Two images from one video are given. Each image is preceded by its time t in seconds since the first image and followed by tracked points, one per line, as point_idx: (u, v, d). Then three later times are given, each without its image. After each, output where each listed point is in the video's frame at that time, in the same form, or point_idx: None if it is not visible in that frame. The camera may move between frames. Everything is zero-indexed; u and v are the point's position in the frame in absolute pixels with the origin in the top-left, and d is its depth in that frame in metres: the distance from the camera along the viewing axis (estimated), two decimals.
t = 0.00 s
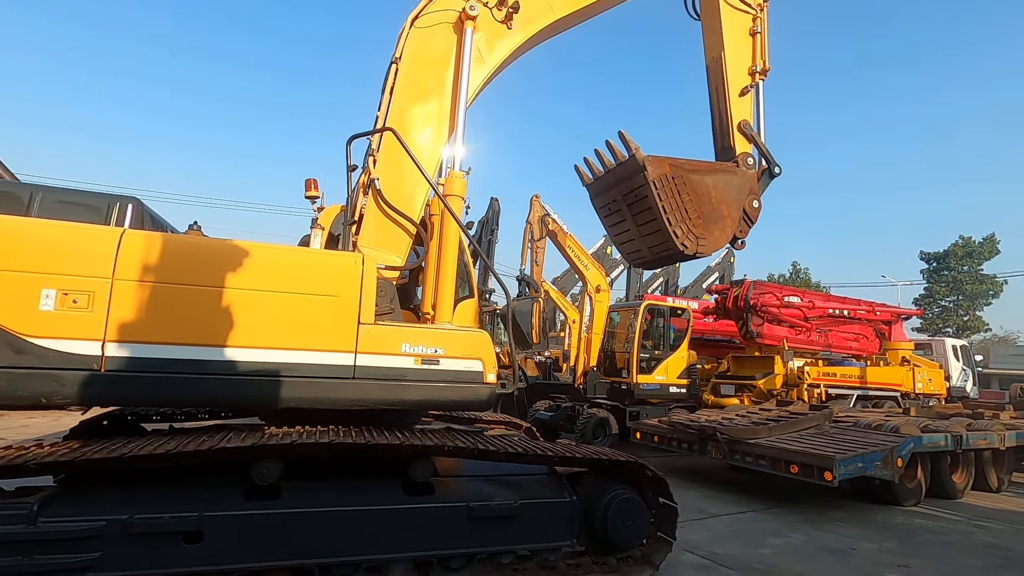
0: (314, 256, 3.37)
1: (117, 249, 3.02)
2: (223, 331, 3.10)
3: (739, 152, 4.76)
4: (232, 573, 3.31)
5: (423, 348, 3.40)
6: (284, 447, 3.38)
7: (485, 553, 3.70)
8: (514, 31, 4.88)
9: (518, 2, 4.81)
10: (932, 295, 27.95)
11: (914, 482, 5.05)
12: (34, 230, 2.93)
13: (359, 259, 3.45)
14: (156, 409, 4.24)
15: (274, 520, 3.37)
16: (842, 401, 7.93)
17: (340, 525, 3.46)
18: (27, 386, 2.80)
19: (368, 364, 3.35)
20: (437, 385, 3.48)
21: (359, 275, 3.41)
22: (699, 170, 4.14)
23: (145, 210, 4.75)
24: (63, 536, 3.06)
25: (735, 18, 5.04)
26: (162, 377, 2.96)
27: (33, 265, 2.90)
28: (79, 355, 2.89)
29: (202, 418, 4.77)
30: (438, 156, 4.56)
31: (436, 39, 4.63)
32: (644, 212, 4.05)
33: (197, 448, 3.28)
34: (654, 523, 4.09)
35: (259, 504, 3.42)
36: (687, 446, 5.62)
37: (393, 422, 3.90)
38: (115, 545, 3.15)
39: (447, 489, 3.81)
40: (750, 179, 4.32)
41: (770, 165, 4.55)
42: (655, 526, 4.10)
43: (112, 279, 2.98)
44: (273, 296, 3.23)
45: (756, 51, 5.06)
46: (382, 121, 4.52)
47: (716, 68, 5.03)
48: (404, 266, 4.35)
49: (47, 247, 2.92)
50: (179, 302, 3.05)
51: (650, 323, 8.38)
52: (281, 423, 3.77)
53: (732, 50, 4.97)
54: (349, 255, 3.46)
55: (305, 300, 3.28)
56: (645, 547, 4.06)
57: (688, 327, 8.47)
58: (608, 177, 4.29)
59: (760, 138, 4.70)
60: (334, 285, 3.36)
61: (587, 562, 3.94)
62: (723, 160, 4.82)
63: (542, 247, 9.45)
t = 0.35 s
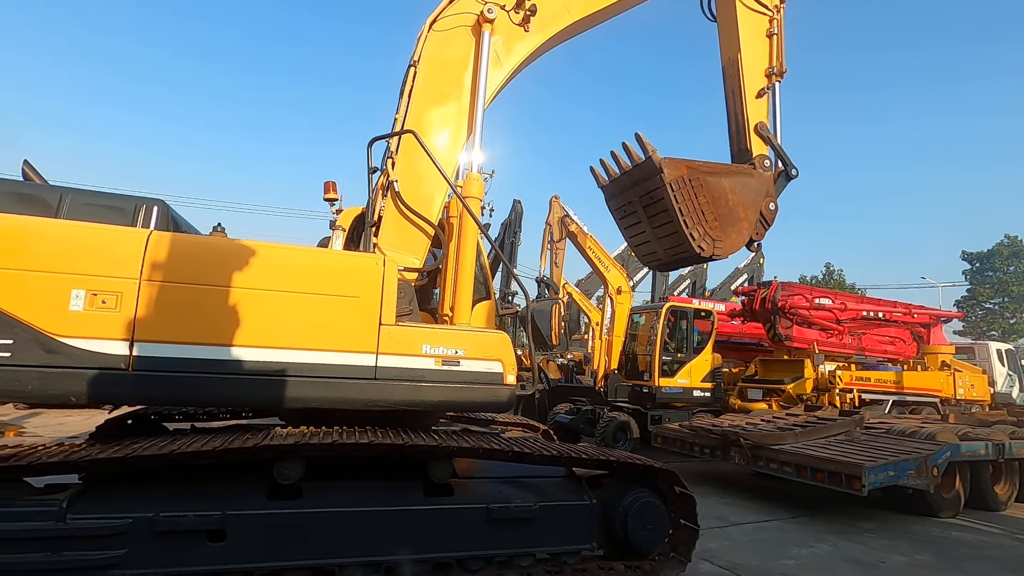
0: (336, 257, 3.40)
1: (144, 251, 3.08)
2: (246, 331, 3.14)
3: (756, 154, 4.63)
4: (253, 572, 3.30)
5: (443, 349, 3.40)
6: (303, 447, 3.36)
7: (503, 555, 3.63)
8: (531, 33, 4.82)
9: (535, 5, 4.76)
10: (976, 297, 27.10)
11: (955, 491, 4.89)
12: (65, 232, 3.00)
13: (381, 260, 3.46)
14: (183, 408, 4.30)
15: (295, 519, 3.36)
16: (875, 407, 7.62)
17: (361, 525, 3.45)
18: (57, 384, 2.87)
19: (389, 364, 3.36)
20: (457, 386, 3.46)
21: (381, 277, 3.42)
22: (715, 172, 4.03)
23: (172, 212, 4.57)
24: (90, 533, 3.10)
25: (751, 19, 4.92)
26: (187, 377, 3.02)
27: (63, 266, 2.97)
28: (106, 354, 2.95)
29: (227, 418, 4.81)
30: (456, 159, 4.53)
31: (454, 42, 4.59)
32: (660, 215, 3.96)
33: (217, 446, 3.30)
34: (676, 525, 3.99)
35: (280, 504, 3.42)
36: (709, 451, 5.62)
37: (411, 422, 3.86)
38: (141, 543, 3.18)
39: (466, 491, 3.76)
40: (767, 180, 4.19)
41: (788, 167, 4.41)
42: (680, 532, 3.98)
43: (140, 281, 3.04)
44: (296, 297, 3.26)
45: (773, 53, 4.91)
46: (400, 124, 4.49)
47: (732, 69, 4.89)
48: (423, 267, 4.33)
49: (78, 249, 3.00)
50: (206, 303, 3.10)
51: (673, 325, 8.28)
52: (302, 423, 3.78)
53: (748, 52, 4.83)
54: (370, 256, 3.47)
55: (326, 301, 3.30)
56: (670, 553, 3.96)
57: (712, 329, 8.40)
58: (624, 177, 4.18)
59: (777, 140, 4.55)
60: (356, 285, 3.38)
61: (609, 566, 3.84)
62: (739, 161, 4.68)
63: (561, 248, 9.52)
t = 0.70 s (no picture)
0: (366, 255, 3.40)
1: (181, 251, 3.13)
2: (278, 329, 3.17)
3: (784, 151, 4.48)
4: (285, 570, 3.31)
5: (474, 348, 3.36)
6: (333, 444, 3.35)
7: (531, 555, 3.54)
8: (557, 31, 4.75)
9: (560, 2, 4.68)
10: None
11: (1015, 498, 4.61)
12: (105, 233, 3.09)
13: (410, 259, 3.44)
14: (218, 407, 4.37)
15: (326, 517, 3.36)
16: (924, 409, 7.27)
17: (391, 524, 3.42)
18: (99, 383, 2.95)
19: (422, 362, 3.34)
20: (487, 385, 3.42)
21: (410, 275, 3.40)
22: (744, 168, 3.87)
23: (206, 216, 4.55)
24: (129, 528, 3.15)
25: (779, 12, 4.73)
26: (222, 375, 3.07)
27: (104, 266, 3.05)
28: (144, 352, 3.02)
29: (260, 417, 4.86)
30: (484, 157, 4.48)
31: (481, 40, 4.55)
32: (687, 213, 3.83)
33: (249, 442, 3.31)
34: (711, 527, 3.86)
35: (312, 502, 3.42)
36: (743, 454, 5.45)
37: (439, 421, 3.82)
38: (178, 538, 3.22)
39: (496, 491, 3.68)
40: (795, 175, 4.03)
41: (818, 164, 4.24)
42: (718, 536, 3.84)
43: (177, 280, 3.10)
44: (326, 296, 3.27)
45: (801, 46, 4.73)
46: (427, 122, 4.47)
47: (758, 65, 4.74)
48: (450, 266, 4.30)
49: (118, 250, 3.08)
50: (240, 302, 3.14)
51: (706, 324, 8.06)
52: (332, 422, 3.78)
53: (776, 47, 4.66)
54: (399, 253, 3.46)
55: (355, 299, 3.31)
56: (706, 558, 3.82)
57: (747, 328, 8.18)
58: (650, 177, 4.05)
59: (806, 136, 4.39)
60: (386, 284, 3.36)
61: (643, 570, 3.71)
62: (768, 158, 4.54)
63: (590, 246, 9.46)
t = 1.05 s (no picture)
0: (406, 257, 3.44)
1: (229, 256, 3.24)
2: (322, 332, 3.25)
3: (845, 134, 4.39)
4: (335, 569, 3.37)
5: (514, 349, 3.37)
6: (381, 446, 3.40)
7: (579, 562, 3.54)
8: (596, 23, 4.74)
9: None
10: None
11: None
12: (159, 240, 3.23)
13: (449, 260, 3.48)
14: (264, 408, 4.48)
15: (373, 518, 3.41)
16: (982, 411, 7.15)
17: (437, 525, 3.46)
18: (155, 384, 3.08)
19: (461, 362, 3.38)
20: (529, 387, 3.43)
21: (450, 276, 3.44)
22: (800, 154, 3.78)
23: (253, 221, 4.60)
24: (186, 526, 3.25)
25: None
26: (270, 377, 3.16)
27: (158, 272, 3.18)
28: (195, 355, 3.13)
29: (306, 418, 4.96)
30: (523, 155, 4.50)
31: (519, 37, 4.56)
32: (739, 203, 3.78)
33: (299, 444, 3.39)
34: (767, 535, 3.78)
35: (360, 502, 3.48)
36: (784, 458, 5.40)
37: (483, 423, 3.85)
38: (232, 537, 3.31)
39: (541, 494, 3.69)
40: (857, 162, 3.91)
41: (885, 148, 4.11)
42: (773, 544, 3.76)
43: (225, 285, 3.21)
44: (368, 298, 3.33)
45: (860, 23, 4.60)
46: (466, 122, 4.50)
47: (815, 46, 4.66)
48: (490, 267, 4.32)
49: (170, 257, 3.20)
50: (285, 306, 3.24)
51: (746, 323, 7.97)
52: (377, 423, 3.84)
53: (833, 25, 4.56)
54: (438, 255, 3.50)
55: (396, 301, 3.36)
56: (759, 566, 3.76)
57: (789, 327, 8.11)
58: (699, 167, 4.02)
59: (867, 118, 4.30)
60: (426, 285, 3.40)
61: None
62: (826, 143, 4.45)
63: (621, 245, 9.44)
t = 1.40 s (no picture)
0: (463, 258, 3.51)
1: (294, 259, 3.33)
2: (384, 333, 3.33)
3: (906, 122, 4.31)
4: (401, 565, 3.45)
5: (573, 347, 3.41)
6: (445, 445, 3.48)
7: (642, 561, 3.58)
8: (641, 17, 4.76)
9: None
10: None
11: None
12: (228, 245, 3.33)
13: (506, 260, 3.53)
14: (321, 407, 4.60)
15: (438, 516, 3.48)
16: None
17: (499, 522, 3.52)
18: (228, 385, 3.18)
19: (521, 361, 3.43)
20: (589, 385, 3.46)
21: (507, 275, 3.49)
22: (860, 147, 3.77)
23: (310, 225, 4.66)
24: (259, 521, 3.35)
25: None
26: (337, 377, 3.25)
27: (228, 276, 3.28)
28: (264, 356, 3.23)
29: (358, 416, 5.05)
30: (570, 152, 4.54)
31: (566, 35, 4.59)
32: (798, 199, 3.78)
33: (364, 442, 3.48)
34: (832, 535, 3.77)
35: (423, 500, 3.56)
36: (827, 457, 5.37)
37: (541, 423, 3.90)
38: (302, 533, 3.40)
39: (601, 493, 3.74)
40: (920, 152, 3.88)
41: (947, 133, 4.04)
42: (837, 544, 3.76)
43: (292, 288, 3.30)
44: (428, 298, 3.40)
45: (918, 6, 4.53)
46: (513, 120, 4.54)
47: (870, 32, 4.59)
48: (540, 266, 4.37)
49: (239, 261, 3.30)
50: (349, 308, 3.32)
51: (785, 317, 7.92)
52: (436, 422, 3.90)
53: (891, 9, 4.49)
54: (494, 256, 3.55)
55: (456, 301, 3.42)
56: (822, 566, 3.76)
57: (830, 321, 8.09)
58: (754, 162, 4.01)
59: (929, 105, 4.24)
60: (483, 284, 3.46)
61: None
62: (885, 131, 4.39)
63: (653, 239, 9.35)
